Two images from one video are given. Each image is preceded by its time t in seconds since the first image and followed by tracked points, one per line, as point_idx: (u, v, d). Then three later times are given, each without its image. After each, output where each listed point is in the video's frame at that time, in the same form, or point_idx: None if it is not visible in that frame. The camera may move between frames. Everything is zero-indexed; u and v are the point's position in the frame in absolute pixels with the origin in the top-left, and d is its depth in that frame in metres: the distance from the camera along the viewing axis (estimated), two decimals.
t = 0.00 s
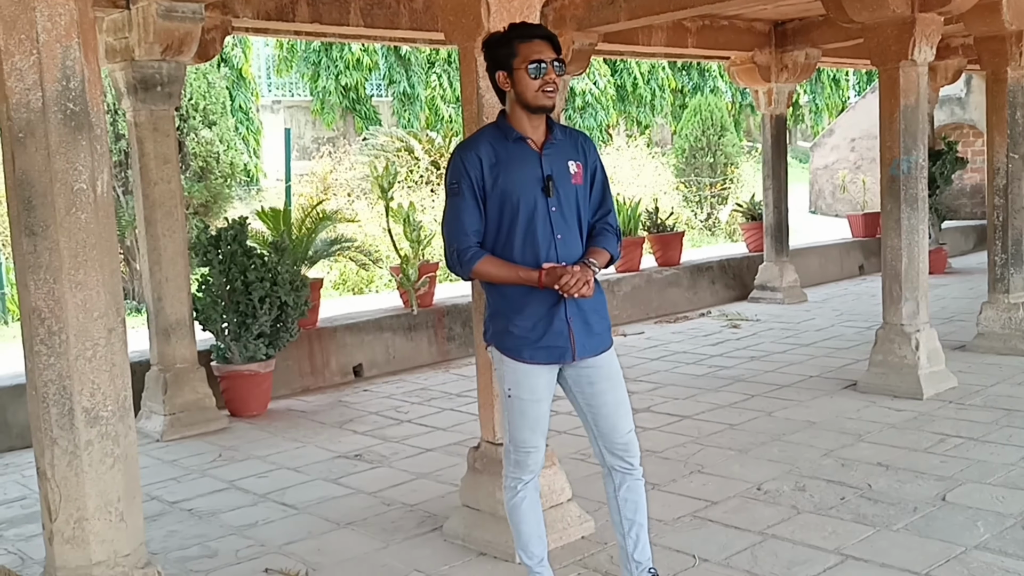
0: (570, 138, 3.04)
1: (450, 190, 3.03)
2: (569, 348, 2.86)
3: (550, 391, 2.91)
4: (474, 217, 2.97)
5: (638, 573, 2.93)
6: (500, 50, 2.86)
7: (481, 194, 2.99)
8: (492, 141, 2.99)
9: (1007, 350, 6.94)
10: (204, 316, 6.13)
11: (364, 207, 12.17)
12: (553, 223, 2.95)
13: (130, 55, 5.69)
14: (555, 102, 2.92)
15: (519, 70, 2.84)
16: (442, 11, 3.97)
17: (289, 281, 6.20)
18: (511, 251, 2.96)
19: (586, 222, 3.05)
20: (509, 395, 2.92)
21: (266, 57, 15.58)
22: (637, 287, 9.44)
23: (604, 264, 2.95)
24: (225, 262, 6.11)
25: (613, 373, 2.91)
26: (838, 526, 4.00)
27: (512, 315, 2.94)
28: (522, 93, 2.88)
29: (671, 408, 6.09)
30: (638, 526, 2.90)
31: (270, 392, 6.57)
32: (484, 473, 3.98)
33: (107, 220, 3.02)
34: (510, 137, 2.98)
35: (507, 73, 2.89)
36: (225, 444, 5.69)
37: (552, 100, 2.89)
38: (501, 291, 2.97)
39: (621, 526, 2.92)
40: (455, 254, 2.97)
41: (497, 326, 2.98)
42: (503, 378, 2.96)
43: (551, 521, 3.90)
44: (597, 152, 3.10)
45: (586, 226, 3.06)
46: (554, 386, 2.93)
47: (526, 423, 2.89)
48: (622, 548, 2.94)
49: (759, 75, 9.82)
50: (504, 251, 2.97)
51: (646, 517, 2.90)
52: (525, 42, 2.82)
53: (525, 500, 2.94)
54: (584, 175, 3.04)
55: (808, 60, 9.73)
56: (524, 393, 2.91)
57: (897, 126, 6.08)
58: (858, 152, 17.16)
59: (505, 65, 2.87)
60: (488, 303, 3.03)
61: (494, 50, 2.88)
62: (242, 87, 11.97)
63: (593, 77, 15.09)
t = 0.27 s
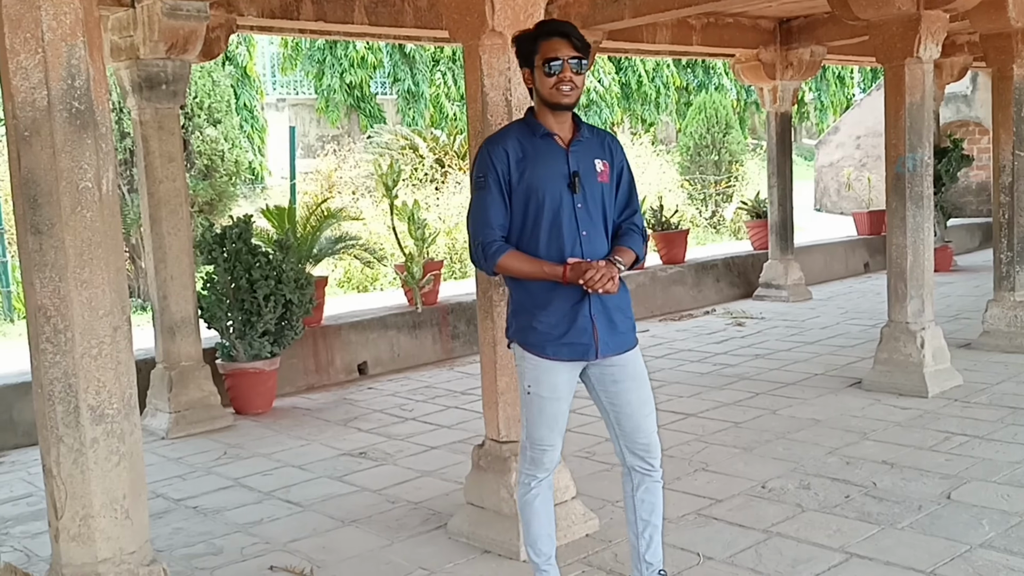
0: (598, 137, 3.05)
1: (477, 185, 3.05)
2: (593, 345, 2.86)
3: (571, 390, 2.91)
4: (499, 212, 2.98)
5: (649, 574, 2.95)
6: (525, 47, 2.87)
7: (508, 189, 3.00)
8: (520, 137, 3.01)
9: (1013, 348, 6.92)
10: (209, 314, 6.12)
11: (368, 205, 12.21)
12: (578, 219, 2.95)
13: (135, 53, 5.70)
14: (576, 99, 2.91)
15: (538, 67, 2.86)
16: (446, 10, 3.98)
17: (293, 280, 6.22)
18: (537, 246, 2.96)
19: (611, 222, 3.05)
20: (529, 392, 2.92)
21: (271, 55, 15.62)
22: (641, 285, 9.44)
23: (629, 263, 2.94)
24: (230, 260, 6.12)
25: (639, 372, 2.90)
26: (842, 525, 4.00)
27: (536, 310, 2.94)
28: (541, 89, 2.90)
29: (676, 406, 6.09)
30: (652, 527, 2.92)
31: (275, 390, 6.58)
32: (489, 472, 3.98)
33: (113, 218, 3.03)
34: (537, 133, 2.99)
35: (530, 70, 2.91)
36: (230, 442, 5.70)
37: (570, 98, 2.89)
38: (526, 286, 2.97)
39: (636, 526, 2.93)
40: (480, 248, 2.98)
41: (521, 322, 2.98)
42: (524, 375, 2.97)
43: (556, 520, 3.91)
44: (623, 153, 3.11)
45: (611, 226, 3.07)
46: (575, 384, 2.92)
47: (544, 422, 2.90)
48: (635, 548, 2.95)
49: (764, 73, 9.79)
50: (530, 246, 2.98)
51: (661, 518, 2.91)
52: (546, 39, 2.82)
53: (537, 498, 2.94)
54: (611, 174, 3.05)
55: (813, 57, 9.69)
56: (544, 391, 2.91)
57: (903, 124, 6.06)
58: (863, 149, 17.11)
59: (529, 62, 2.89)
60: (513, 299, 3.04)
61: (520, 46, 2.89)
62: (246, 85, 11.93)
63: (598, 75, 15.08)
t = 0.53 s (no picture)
0: (632, 134, 3.05)
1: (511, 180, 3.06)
2: (626, 341, 2.85)
3: (600, 388, 2.91)
4: (534, 205, 2.98)
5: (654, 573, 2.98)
6: (560, 44, 2.90)
7: (542, 183, 3.00)
8: (553, 131, 3.02)
9: (1017, 347, 6.91)
10: (212, 313, 6.13)
11: (372, 205, 12.23)
12: (613, 213, 2.94)
13: (140, 53, 5.71)
14: (609, 97, 2.93)
15: (572, 65, 2.88)
16: (451, 9, 3.98)
17: (297, 279, 6.23)
18: (571, 239, 2.95)
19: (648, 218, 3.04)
20: (557, 388, 2.93)
21: (275, 55, 15.66)
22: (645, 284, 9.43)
23: (665, 258, 2.92)
24: (234, 260, 6.13)
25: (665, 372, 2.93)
26: (845, 524, 4.00)
27: (569, 303, 2.93)
28: (574, 86, 2.92)
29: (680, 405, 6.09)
30: (660, 525, 2.96)
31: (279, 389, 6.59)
32: (492, 471, 3.98)
33: (117, 217, 3.03)
34: (571, 128, 3.00)
35: (564, 67, 2.93)
36: (235, 441, 5.71)
37: (602, 95, 2.91)
38: (559, 279, 2.96)
39: (644, 524, 2.97)
40: (513, 240, 2.97)
41: (554, 316, 2.97)
42: (553, 371, 2.96)
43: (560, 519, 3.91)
44: (660, 150, 3.11)
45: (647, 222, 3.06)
46: (606, 382, 2.92)
47: (570, 419, 2.89)
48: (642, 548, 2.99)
49: (768, 72, 9.79)
50: (564, 240, 2.97)
51: (670, 517, 2.96)
52: (580, 37, 2.84)
53: (556, 496, 2.97)
54: (646, 171, 3.05)
55: (817, 56, 9.70)
56: (572, 388, 2.91)
57: (906, 124, 6.06)
58: (867, 148, 17.09)
59: (563, 59, 2.91)
60: (548, 294, 3.03)
61: (556, 43, 2.92)
62: (250, 85, 11.93)
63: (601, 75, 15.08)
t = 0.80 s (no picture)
0: (660, 130, 3.03)
1: (538, 176, 3.04)
2: (651, 337, 2.84)
3: (625, 382, 2.89)
4: (561, 203, 2.96)
5: (656, 568, 3.01)
6: (590, 40, 2.88)
7: (569, 180, 2.98)
8: (580, 127, 2.99)
9: (1018, 345, 6.90)
10: (213, 310, 6.13)
11: (373, 203, 12.23)
12: (641, 210, 2.93)
13: (140, 50, 5.71)
14: (641, 93, 2.90)
15: (604, 60, 2.85)
16: (451, 6, 3.97)
17: (298, 277, 6.23)
18: (599, 235, 2.94)
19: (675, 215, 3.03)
20: (584, 381, 2.90)
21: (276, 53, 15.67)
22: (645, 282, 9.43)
23: (693, 255, 2.91)
24: (235, 257, 6.13)
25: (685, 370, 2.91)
26: (846, 521, 4.00)
27: (596, 299, 2.92)
28: (605, 82, 2.89)
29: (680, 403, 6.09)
30: (664, 522, 2.98)
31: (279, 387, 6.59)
32: (493, 468, 3.98)
33: (117, 214, 3.03)
34: (598, 124, 2.97)
35: (594, 63, 2.91)
36: (235, 439, 5.71)
37: (635, 91, 2.88)
38: (586, 275, 2.95)
39: (648, 519, 2.99)
40: (540, 237, 2.96)
41: (580, 312, 2.96)
42: (580, 362, 2.94)
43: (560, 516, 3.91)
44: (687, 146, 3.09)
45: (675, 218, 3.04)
46: (630, 376, 2.91)
47: (595, 413, 2.87)
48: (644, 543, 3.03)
49: (768, 69, 9.81)
50: (591, 236, 2.96)
51: (675, 515, 2.97)
52: (612, 32, 2.82)
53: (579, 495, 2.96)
54: (673, 167, 3.03)
55: (817, 54, 9.72)
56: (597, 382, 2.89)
57: (907, 121, 6.05)
58: (868, 146, 17.07)
59: (592, 55, 2.89)
60: (573, 289, 3.01)
61: (585, 40, 2.90)
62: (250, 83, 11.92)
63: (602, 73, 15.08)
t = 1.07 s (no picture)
0: (676, 130, 3.03)
1: (554, 164, 3.02)
2: (662, 334, 2.84)
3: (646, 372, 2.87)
4: (575, 195, 2.95)
5: (656, 565, 3.01)
6: (616, 37, 2.86)
7: (585, 172, 2.97)
8: (600, 120, 2.97)
9: (1017, 342, 6.90)
10: (213, 308, 6.13)
11: (373, 201, 12.22)
12: (653, 209, 2.93)
13: (139, 48, 5.70)
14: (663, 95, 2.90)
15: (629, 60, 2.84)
16: (449, 4, 3.97)
17: (298, 275, 6.23)
18: (610, 230, 2.93)
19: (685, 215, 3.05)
20: (609, 377, 2.84)
21: (275, 50, 15.66)
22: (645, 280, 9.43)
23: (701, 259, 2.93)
24: (234, 255, 6.13)
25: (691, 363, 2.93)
26: (844, 518, 4.00)
27: (603, 291, 2.90)
28: (627, 81, 2.89)
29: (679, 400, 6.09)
30: (665, 519, 2.99)
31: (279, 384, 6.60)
32: (492, 466, 3.99)
33: (116, 211, 3.03)
34: (618, 119, 2.96)
35: (619, 60, 2.90)
36: (235, 436, 5.72)
37: (657, 93, 2.87)
38: (594, 268, 2.93)
39: (649, 516, 2.99)
40: (552, 227, 2.96)
41: (588, 303, 2.95)
42: (597, 359, 2.87)
43: (560, 514, 3.92)
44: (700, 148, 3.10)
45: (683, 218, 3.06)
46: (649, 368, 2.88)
47: (629, 406, 2.82)
48: (642, 539, 3.03)
49: (768, 67, 9.81)
50: (601, 230, 2.95)
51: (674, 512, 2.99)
52: (638, 33, 2.81)
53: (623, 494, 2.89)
54: (686, 168, 3.04)
55: (817, 52, 9.70)
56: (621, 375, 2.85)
57: (907, 119, 6.05)
58: (868, 144, 17.07)
59: (617, 52, 2.88)
60: (579, 279, 3.00)
61: (611, 36, 2.89)
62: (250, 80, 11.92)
63: (602, 70, 15.08)
